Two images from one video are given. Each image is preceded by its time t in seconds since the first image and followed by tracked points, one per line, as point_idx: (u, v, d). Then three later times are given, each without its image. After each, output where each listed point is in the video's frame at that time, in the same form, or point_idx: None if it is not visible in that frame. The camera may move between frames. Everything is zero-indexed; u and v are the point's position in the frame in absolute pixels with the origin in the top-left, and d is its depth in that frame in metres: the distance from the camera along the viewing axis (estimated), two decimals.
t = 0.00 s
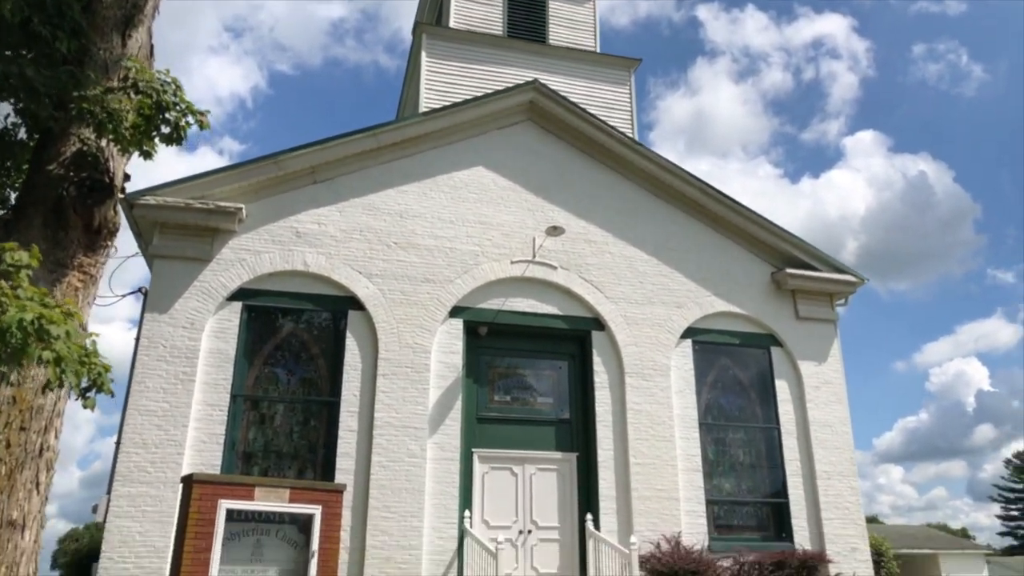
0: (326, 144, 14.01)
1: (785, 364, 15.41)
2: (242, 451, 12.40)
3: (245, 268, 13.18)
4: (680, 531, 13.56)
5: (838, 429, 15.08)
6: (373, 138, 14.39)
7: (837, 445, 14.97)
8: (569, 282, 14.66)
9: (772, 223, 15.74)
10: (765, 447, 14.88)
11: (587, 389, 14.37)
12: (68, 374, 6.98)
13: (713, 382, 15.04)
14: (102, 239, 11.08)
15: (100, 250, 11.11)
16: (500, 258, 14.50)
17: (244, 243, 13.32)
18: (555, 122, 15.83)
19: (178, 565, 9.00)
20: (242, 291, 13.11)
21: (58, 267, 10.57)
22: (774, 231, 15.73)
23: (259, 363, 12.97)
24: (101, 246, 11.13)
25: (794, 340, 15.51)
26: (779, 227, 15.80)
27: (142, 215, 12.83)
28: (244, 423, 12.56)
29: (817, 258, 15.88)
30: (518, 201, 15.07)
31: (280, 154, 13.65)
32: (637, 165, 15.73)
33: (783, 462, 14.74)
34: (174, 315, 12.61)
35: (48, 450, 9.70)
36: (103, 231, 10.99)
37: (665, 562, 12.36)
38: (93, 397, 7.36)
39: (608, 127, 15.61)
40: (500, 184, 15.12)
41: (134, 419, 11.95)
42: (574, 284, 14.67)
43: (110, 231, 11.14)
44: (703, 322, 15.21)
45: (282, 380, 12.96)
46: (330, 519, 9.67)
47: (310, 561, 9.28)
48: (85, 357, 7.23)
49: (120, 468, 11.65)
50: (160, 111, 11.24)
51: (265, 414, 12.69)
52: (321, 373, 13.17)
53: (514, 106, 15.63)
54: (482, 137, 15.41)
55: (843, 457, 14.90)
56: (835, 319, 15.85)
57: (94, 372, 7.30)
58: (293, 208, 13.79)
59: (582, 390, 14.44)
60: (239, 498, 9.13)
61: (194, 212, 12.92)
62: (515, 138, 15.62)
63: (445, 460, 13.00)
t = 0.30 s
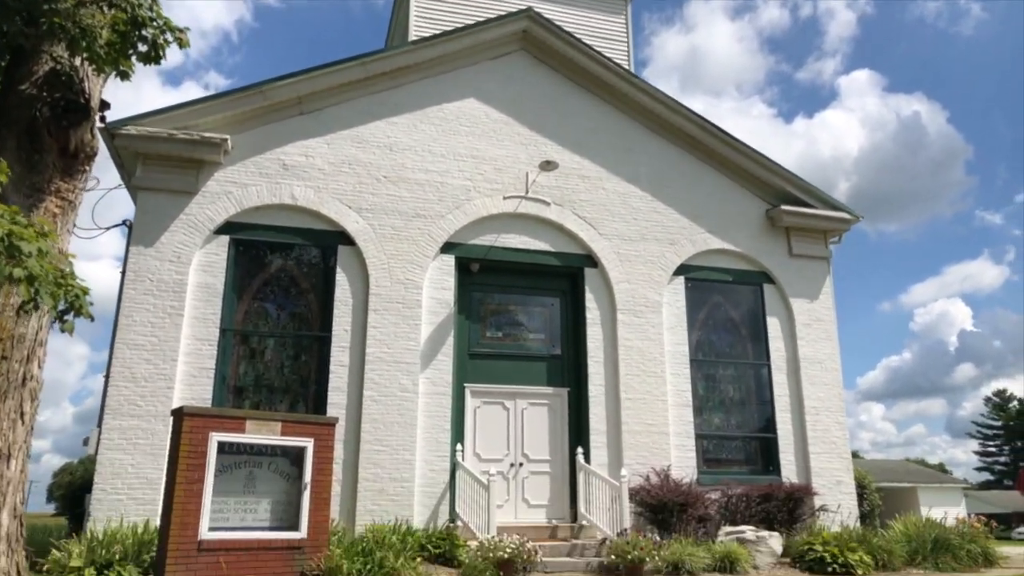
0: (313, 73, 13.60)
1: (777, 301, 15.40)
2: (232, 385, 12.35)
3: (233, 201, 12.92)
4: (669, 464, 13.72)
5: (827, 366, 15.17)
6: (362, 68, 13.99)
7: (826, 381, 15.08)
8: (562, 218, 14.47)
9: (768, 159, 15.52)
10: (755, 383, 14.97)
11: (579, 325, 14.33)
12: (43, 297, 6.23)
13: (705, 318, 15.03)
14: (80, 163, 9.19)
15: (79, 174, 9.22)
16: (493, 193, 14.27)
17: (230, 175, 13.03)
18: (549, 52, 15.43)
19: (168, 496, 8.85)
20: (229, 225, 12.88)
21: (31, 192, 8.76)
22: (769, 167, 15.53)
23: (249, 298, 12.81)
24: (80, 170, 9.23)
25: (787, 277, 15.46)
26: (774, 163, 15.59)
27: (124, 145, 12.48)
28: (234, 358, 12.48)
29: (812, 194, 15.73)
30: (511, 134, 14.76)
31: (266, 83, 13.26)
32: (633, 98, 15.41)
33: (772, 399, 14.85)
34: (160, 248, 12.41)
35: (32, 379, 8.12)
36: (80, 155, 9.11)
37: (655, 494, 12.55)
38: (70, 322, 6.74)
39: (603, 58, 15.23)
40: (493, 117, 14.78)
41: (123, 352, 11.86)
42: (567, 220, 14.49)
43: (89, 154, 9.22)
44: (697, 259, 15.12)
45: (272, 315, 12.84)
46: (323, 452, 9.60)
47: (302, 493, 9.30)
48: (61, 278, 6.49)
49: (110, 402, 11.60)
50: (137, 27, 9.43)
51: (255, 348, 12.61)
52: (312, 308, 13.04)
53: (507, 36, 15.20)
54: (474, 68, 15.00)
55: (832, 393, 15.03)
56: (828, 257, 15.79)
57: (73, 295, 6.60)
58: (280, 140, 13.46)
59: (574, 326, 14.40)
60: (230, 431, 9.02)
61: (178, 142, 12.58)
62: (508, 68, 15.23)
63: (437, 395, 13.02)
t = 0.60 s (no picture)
0: (305, 7, 13.15)
1: (779, 243, 15.21)
2: (229, 328, 12.24)
3: (224, 141, 12.61)
4: (668, 407, 13.72)
5: (829, 309, 15.07)
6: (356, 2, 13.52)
7: (826, 324, 15.00)
8: (562, 159, 14.18)
9: (773, 98, 15.14)
10: (756, 326, 14.88)
11: (579, 268, 14.17)
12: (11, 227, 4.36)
13: (706, 261, 14.86)
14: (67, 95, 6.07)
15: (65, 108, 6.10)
16: (491, 133, 13.94)
17: (221, 113, 12.70)
18: None
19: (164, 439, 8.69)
20: (221, 165, 12.60)
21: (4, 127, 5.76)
22: (774, 106, 15.17)
23: (243, 240, 12.61)
24: (64, 103, 6.09)
25: (790, 219, 15.25)
26: (780, 102, 15.22)
27: (111, 82, 12.11)
28: (230, 300, 12.33)
29: (818, 135, 15.39)
30: (510, 72, 14.36)
31: (257, 17, 12.82)
32: (636, 35, 14.96)
33: (772, 342, 14.78)
34: (152, 189, 12.16)
35: None
36: (60, 82, 5.95)
37: (654, 436, 12.58)
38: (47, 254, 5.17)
39: None
40: (491, 54, 14.36)
41: (117, 295, 11.71)
42: (567, 161, 14.20)
43: (71, 84, 6.04)
44: (699, 201, 14.88)
45: (267, 258, 12.65)
46: (322, 394, 9.56)
47: (301, 435, 9.29)
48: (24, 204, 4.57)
49: (106, 345, 11.50)
50: None
51: (251, 291, 12.45)
52: (308, 251, 12.86)
53: None
54: (472, 2, 14.51)
55: (832, 336, 14.96)
56: (832, 199, 15.55)
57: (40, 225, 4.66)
58: (272, 77, 13.09)
59: (574, 269, 14.24)
60: (227, 372, 8.96)
61: (166, 79, 12.22)
62: (507, 3, 14.74)
63: (435, 338, 12.94)
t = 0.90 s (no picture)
0: None
1: (784, 207, 14.98)
2: (225, 292, 12.07)
3: (218, 100, 12.32)
4: (669, 373, 13.61)
5: (832, 274, 14.90)
6: None
7: (830, 289, 14.84)
8: (563, 121, 13.90)
9: (780, 59, 14.79)
10: (759, 291, 14.72)
11: (580, 232, 13.97)
12: None
13: (709, 226, 14.64)
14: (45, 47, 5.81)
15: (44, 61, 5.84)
16: (491, 94, 13.64)
17: (214, 72, 12.39)
18: None
19: (159, 405, 8.56)
20: (215, 126, 12.33)
21: None
22: (781, 67, 14.81)
23: (239, 203, 12.39)
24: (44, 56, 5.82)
25: (795, 182, 15.00)
26: (787, 63, 14.86)
27: (100, 40, 11.77)
28: (226, 264, 12.15)
29: (825, 96, 15.05)
30: (510, 30, 14.00)
31: None
32: None
33: (775, 307, 14.63)
34: (144, 150, 11.91)
35: None
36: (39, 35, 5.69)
37: (654, 402, 12.48)
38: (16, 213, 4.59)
39: None
40: (491, 11, 13.99)
41: (111, 259, 11.53)
42: (568, 123, 13.91)
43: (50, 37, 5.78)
44: (702, 164, 14.62)
45: (263, 221, 12.44)
46: (319, 359, 9.44)
47: (298, 400, 9.20)
48: None
49: (101, 309, 11.34)
50: None
51: (248, 255, 12.26)
52: (304, 214, 12.64)
53: None
54: None
55: (835, 301, 14.81)
56: (838, 162, 15.29)
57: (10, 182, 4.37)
58: (266, 35, 12.76)
59: (575, 233, 14.04)
60: (222, 337, 8.81)
61: (157, 37, 11.88)
62: None
63: (434, 303, 12.79)
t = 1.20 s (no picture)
0: None
1: (789, 172, 14.77)
2: (223, 257, 11.92)
3: (214, 61, 12.05)
4: (671, 339, 13.51)
5: (837, 240, 14.73)
6: None
7: (835, 256, 14.68)
8: (566, 83, 13.62)
9: (790, 21, 14.37)
10: (763, 257, 14.56)
11: (583, 197, 13.77)
12: None
13: (714, 191, 14.44)
14: None
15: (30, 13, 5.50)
16: (492, 55, 13.34)
17: (209, 32, 12.10)
18: None
19: (156, 369, 8.44)
20: (211, 87, 12.07)
21: None
22: (791, 30, 14.39)
23: (236, 166, 12.19)
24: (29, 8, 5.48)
25: (800, 147, 14.76)
26: (796, 26, 14.44)
27: None
28: (224, 229, 11.99)
29: (835, 60, 14.66)
30: None
31: None
32: None
33: (779, 274, 14.49)
34: (138, 112, 11.66)
35: None
36: None
37: (657, 368, 12.41)
38: None
39: None
40: None
41: (107, 223, 11.35)
42: (571, 85, 13.64)
43: None
44: (707, 128, 14.38)
45: (260, 184, 12.24)
46: (318, 325, 9.36)
47: (297, 366, 9.11)
48: None
49: (97, 274, 11.19)
50: None
51: (245, 220, 12.09)
52: (302, 178, 12.45)
53: None
54: None
55: (840, 268, 14.66)
56: (845, 126, 15.03)
57: None
58: None
59: (577, 198, 13.85)
60: (220, 303, 8.69)
61: None
62: None
63: (435, 269, 12.64)
